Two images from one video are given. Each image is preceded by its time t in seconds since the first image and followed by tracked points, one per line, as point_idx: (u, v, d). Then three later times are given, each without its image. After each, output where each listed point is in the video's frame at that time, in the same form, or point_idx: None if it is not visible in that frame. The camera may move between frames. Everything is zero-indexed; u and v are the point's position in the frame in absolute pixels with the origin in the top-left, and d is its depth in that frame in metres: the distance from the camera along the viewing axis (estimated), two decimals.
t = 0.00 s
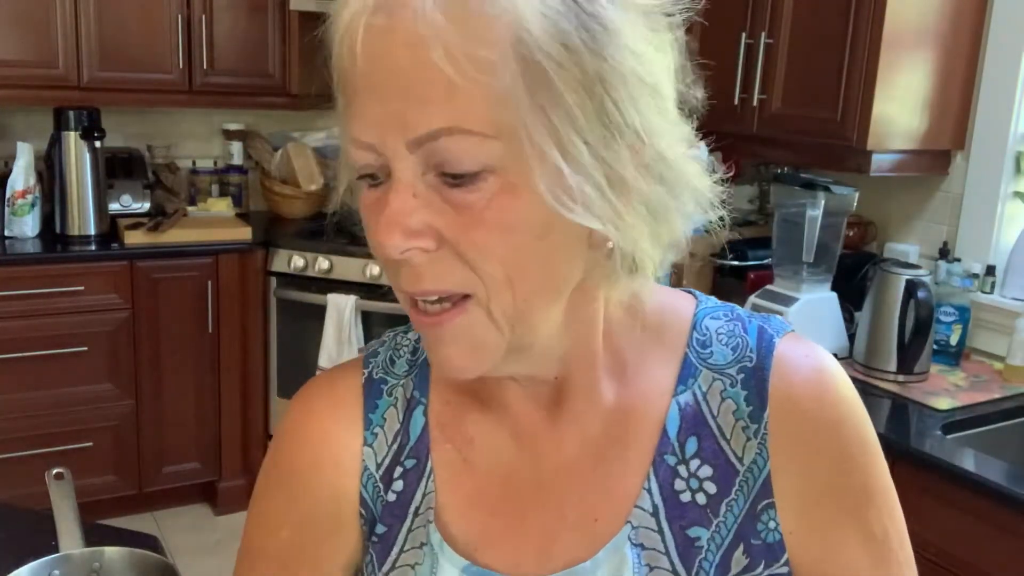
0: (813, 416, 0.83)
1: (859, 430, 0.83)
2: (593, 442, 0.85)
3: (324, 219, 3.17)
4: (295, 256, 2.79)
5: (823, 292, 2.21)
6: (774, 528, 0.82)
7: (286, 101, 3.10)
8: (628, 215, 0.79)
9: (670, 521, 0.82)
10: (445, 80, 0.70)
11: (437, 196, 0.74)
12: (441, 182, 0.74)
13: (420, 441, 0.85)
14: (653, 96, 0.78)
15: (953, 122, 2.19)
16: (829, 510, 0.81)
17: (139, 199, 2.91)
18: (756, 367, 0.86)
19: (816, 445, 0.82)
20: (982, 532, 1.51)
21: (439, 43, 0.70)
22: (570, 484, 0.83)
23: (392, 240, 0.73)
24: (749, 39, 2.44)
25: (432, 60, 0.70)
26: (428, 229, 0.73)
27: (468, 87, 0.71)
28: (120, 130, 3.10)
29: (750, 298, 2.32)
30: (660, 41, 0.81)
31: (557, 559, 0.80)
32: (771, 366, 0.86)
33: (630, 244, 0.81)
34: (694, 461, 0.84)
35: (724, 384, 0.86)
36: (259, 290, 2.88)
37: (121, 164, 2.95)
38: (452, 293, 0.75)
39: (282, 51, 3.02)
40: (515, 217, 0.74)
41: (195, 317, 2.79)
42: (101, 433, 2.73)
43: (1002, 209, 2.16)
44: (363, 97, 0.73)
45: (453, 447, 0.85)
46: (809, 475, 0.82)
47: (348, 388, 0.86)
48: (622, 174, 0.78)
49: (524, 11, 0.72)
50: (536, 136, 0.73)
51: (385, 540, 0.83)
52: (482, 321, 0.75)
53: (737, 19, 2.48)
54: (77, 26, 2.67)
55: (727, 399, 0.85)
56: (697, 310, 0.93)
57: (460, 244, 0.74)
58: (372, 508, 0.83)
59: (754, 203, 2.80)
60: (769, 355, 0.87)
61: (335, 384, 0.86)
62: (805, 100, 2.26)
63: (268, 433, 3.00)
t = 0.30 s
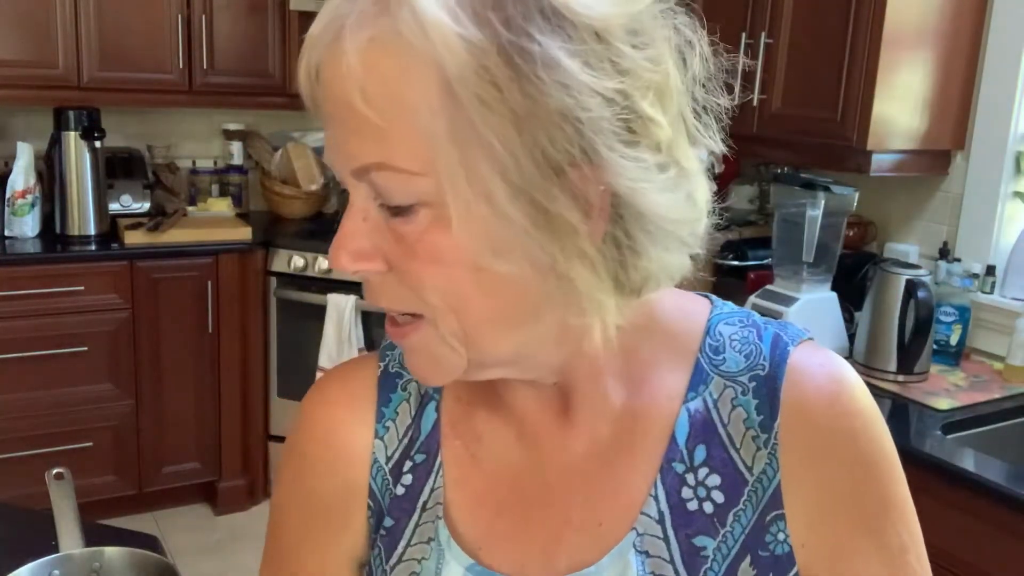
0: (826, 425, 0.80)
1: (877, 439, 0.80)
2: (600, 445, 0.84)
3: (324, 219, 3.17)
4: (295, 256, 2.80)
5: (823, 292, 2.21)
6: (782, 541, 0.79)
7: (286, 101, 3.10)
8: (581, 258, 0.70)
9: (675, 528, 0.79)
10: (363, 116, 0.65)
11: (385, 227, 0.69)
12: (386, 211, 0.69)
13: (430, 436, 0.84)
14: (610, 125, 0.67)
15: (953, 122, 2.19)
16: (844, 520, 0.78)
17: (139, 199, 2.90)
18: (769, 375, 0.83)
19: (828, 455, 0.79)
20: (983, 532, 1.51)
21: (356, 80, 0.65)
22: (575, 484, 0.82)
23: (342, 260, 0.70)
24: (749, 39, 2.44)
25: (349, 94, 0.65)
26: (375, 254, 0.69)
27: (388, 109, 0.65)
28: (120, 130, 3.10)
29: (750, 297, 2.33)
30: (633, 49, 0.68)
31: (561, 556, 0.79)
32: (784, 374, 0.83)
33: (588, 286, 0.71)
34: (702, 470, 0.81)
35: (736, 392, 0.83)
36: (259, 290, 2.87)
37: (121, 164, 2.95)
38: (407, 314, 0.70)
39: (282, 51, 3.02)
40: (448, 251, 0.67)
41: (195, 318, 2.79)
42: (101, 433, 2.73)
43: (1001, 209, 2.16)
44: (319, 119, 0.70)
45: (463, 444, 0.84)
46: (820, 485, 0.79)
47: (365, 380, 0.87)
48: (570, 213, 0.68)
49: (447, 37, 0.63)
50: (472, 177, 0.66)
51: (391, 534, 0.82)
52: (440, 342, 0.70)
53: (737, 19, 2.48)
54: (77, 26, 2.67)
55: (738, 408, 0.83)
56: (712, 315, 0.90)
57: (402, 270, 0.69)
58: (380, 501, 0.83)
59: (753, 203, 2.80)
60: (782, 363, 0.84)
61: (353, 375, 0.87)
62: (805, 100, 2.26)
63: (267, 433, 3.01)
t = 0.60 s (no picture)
0: (834, 436, 0.78)
1: (889, 450, 0.77)
2: (603, 448, 0.84)
3: (323, 219, 3.17)
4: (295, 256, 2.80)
5: (823, 292, 2.21)
6: (785, 552, 0.78)
7: (286, 101, 3.10)
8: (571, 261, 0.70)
9: (674, 537, 0.79)
10: (354, 119, 0.65)
11: (380, 227, 0.69)
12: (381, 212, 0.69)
13: (433, 435, 0.85)
14: (603, 128, 0.67)
15: (953, 122, 2.19)
16: (852, 532, 0.76)
17: (139, 199, 2.90)
18: (775, 383, 0.82)
19: (835, 467, 0.77)
20: (983, 532, 1.51)
21: (347, 82, 0.65)
22: (574, 483, 0.83)
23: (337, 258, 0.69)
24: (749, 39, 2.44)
25: (341, 97, 0.65)
26: (370, 254, 0.69)
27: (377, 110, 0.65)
28: (120, 130, 3.10)
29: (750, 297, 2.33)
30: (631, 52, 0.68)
31: (561, 555, 0.79)
32: (790, 381, 0.82)
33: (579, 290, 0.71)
34: (704, 477, 0.81)
35: (741, 399, 0.83)
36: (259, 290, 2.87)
37: (121, 164, 2.95)
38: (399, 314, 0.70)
39: (282, 51, 3.02)
40: (439, 253, 0.67)
41: (195, 317, 2.79)
42: (101, 433, 2.73)
43: (1002, 209, 2.16)
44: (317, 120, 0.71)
45: (465, 442, 0.86)
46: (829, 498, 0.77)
47: (372, 375, 0.89)
48: (561, 215, 0.68)
49: (438, 40, 0.63)
50: (465, 179, 0.66)
51: (393, 530, 0.83)
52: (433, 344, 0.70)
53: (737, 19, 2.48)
54: (77, 26, 2.67)
55: (742, 415, 0.82)
56: (721, 320, 0.89)
57: (395, 272, 0.69)
58: (383, 496, 0.85)
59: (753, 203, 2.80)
60: (789, 370, 0.82)
61: (361, 371, 0.90)
62: (805, 100, 2.26)
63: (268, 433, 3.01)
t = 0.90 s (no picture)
0: (825, 432, 0.78)
1: (879, 444, 0.78)
2: (596, 455, 0.84)
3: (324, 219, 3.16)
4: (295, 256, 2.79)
5: (823, 292, 2.21)
6: (780, 550, 0.79)
7: (286, 101, 3.09)
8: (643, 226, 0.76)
9: (669, 538, 0.79)
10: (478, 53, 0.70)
11: (452, 175, 0.72)
12: (455, 157, 0.72)
13: (420, 448, 0.86)
14: (681, 102, 0.76)
15: (953, 122, 2.20)
16: (847, 529, 0.76)
17: (139, 199, 2.90)
18: (765, 379, 0.83)
19: (826, 463, 0.78)
20: (983, 532, 1.51)
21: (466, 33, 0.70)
22: (567, 490, 0.83)
23: (403, 207, 0.71)
24: (749, 39, 2.44)
25: (466, 32, 0.69)
26: (437, 208, 0.72)
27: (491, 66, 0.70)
28: (120, 130, 3.10)
29: (750, 297, 2.33)
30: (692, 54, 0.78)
31: (555, 568, 0.79)
32: (782, 377, 0.82)
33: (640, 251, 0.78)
34: (697, 478, 0.81)
35: (732, 397, 0.83)
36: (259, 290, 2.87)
37: (121, 164, 2.95)
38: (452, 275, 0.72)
39: (282, 51, 3.02)
40: (525, 200, 0.71)
41: (194, 317, 2.79)
42: (101, 433, 2.73)
43: (1001, 209, 2.16)
44: (386, 65, 0.72)
45: (454, 455, 0.86)
46: (820, 493, 0.77)
47: (355, 391, 0.90)
48: (645, 171, 0.74)
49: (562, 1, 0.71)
50: (562, 126, 0.71)
51: (383, 546, 0.84)
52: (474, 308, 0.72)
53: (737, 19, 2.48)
54: (77, 26, 2.67)
55: (734, 413, 0.82)
56: (708, 318, 0.90)
57: (467, 222, 0.71)
58: (372, 513, 0.85)
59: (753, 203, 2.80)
60: (779, 367, 0.83)
61: (345, 386, 0.90)
62: (806, 100, 2.26)
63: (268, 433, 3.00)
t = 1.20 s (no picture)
0: (814, 420, 0.80)
1: (866, 430, 0.79)
2: (593, 459, 0.84)
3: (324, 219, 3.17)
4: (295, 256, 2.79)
5: (823, 292, 2.21)
6: (780, 538, 0.79)
7: (286, 101, 3.10)
8: (664, 204, 0.87)
9: (673, 533, 0.79)
10: (562, 16, 0.76)
11: (534, 130, 0.76)
12: (537, 120, 0.77)
13: (413, 461, 0.85)
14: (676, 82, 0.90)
15: (953, 122, 2.20)
16: (840, 515, 0.77)
17: (139, 199, 2.90)
18: (758, 370, 0.84)
19: (817, 449, 0.79)
20: (984, 532, 1.51)
21: (552, 16, 0.76)
22: (567, 495, 0.82)
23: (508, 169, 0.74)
24: (749, 39, 2.44)
25: None
26: (528, 168, 0.75)
27: (575, 47, 0.77)
28: (121, 130, 3.10)
29: (750, 297, 2.33)
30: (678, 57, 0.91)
31: (558, 570, 0.78)
32: (773, 368, 0.83)
33: (659, 228, 0.88)
34: (696, 471, 0.81)
35: (725, 390, 0.84)
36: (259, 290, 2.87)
37: (121, 164, 2.95)
38: (541, 241, 0.75)
39: (282, 51, 3.02)
40: (606, 159, 0.78)
41: (194, 317, 2.79)
42: (101, 433, 2.73)
43: (1002, 209, 2.15)
44: (461, 29, 0.76)
45: (450, 464, 0.86)
46: (813, 480, 0.78)
47: (339, 408, 0.89)
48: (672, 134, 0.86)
49: None
50: (618, 91, 0.80)
51: (381, 564, 0.83)
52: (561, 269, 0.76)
53: (738, 19, 2.48)
54: (77, 27, 2.67)
55: (728, 405, 0.83)
56: (695, 314, 0.92)
57: (557, 184, 0.75)
58: (367, 531, 0.84)
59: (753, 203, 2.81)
60: (769, 358, 0.84)
61: (327, 403, 0.89)
62: (806, 100, 2.26)
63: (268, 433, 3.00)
